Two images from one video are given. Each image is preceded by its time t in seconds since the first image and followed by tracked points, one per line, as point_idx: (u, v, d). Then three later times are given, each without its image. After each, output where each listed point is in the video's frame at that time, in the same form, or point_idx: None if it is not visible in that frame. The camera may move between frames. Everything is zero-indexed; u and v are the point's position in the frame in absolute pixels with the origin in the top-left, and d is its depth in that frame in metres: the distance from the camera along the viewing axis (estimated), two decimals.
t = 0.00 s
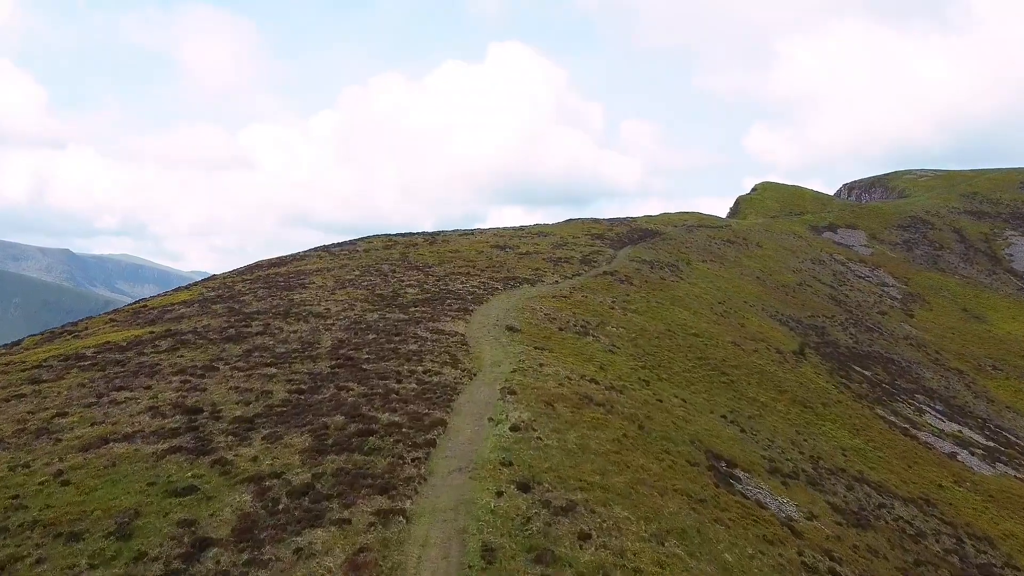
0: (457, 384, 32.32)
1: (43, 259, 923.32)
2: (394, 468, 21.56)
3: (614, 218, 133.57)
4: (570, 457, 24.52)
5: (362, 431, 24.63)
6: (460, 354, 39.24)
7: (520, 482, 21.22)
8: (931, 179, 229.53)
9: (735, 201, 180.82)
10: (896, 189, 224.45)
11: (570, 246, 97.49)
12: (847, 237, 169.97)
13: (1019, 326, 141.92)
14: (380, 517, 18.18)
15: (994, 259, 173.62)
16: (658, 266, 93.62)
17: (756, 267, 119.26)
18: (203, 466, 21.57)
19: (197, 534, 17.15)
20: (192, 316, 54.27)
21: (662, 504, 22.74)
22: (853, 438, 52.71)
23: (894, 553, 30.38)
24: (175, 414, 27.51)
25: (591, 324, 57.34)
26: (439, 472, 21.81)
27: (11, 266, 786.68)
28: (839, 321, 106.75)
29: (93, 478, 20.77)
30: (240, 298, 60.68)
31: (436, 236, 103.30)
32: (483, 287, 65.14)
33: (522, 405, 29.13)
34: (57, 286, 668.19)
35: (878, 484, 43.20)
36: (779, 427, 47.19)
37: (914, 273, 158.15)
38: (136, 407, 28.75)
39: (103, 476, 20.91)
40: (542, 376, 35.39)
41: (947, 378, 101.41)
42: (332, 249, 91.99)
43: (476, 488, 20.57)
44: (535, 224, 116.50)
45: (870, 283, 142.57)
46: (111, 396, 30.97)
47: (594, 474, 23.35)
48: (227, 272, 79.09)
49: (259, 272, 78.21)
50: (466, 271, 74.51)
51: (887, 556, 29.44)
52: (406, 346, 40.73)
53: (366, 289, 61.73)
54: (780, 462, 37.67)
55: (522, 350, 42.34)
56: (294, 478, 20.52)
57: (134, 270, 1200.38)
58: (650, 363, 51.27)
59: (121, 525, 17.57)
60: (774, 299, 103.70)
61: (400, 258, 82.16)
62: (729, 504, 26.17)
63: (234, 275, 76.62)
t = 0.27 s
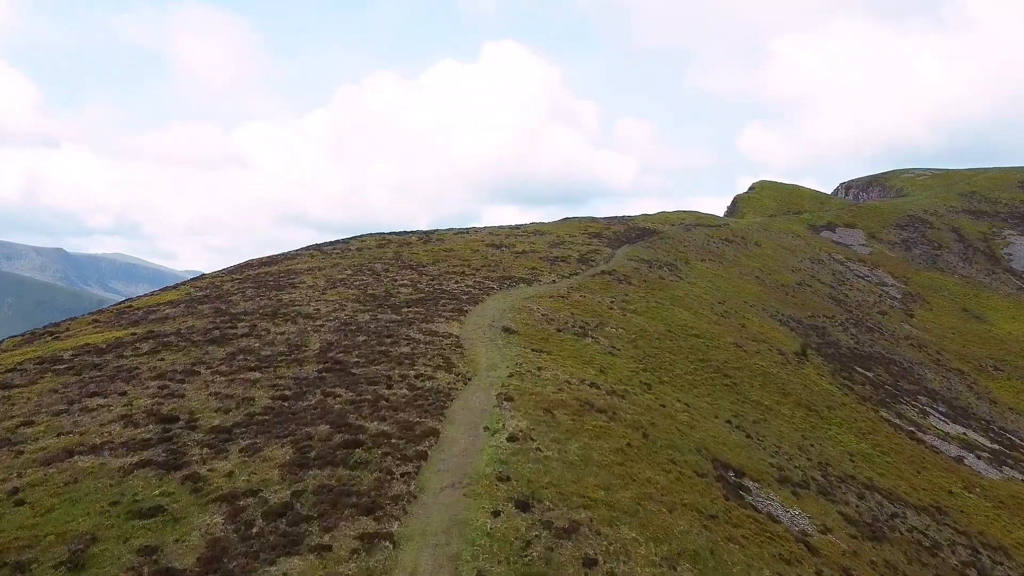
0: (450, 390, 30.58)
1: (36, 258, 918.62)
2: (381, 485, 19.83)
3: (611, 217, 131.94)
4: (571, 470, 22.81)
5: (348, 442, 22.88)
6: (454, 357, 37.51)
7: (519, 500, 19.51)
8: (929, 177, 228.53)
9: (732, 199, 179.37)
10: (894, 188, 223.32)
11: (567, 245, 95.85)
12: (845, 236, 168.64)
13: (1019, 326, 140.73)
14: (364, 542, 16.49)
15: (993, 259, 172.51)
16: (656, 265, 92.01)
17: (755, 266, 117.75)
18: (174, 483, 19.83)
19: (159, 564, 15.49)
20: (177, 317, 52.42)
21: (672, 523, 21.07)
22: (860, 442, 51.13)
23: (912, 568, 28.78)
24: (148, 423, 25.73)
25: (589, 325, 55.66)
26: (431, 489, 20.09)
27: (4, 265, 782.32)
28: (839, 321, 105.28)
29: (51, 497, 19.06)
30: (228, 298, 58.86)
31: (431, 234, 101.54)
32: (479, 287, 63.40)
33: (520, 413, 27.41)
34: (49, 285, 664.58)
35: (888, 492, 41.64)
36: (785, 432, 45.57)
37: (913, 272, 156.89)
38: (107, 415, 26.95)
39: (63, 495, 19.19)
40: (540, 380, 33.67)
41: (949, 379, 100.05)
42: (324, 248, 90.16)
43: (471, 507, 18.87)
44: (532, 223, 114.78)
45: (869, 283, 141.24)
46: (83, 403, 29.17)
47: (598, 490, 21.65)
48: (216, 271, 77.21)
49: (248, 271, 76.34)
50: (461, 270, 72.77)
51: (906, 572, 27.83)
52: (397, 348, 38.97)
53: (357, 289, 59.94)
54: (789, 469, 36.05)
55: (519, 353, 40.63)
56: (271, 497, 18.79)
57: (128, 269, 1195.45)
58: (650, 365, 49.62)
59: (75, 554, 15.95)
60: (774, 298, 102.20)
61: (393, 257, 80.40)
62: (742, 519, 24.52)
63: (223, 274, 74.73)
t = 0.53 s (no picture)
0: (442, 397, 28.81)
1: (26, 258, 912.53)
2: (365, 505, 18.06)
3: (606, 216, 130.29)
4: (571, 486, 21.11)
5: (330, 456, 21.11)
6: (446, 361, 35.74)
7: (515, 523, 17.82)
8: (924, 176, 227.75)
9: (728, 198, 177.98)
10: (889, 187, 222.44)
11: (562, 244, 94.20)
12: (841, 236, 167.49)
13: (1016, 327, 139.74)
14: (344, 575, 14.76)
15: (989, 258, 171.64)
16: (653, 265, 90.42)
17: (752, 266, 116.31)
18: (137, 504, 18.04)
19: None
20: (158, 318, 50.47)
21: (682, 545, 19.40)
22: (865, 447, 49.59)
23: None
24: (115, 434, 23.89)
25: (586, 326, 53.96)
26: (419, 509, 18.35)
27: None
28: (837, 321, 103.89)
29: None
30: (212, 299, 56.94)
31: (423, 233, 99.73)
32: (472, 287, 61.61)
33: (516, 422, 25.68)
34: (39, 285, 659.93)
35: (898, 500, 40.10)
36: (789, 438, 43.98)
37: (910, 272, 155.79)
38: (73, 426, 25.07)
39: (12, 519, 17.38)
40: (536, 386, 31.93)
41: (949, 380, 98.82)
42: (314, 247, 88.21)
43: (463, 531, 17.15)
44: (526, 222, 113.04)
45: (866, 283, 140.04)
46: (49, 411, 27.30)
47: (601, 508, 19.96)
48: (202, 271, 75.20)
49: (235, 270, 74.37)
50: (453, 270, 70.98)
51: None
52: (387, 352, 37.16)
53: (347, 289, 58.11)
54: (797, 478, 34.43)
55: (514, 356, 38.89)
56: (243, 521, 17.03)
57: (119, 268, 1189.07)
58: (649, 368, 47.96)
59: None
60: (772, 298, 100.78)
61: (384, 256, 78.55)
62: (755, 538, 22.87)
63: (209, 273, 72.73)
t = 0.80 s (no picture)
0: (434, 405, 27.05)
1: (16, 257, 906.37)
2: (347, 530, 16.31)
3: (601, 215, 128.62)
4: (573, 505, 19.41)
5: (311, 472, 19.34)
6: (437, 365, 33.97)
7: (514, 550, 16.12)
8: (920, 176, 226.95)
9: (723, 197, 176.52)
10: (885, 186, 221.54)
11: (557, 243, 92.54)
12: (838, 235, 166.29)
13: (1014, 327, 138.75)
14: None
15: (986, 258, 170.75)
16: (650, 265, 88.82)
17: (749, 265, 114.87)
18: (92, 529, 16.25)
19: None
20: (139, 319, 48.56)
21: (696, 571, 17.73)
22: (872, 452, 48.07)
23: None
24: (79, 447, 22.06)
25: (583, 328, 52.27)
26: (407, 532, 16.63)
27: None
28: (836, 322, 102.52)
29: None
30: (197, 299, 55.04)
31: (416, 232, 97.90)
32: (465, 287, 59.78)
33: (513, 433, 23.94)
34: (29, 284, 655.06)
35: (909, 509, 38.52)
36: (795, 445, 42.37)
37: (907, 272, 154.66)
38: (34, 437, 23.22)
39: None
40: (533, 392, 30.19)
41: (949, 381, 97.53)
42: (303, 246, 86.22)
43: (456, 559, 15.43)
44: (521, 220, 111.25)
45: (864, 283, 138.81)
46: (11, 421, 25.45)
47: (607, 530, 18.27)
48: (188, 270, 73.25)
49: (222, 270, 72.45)
50: (446, 269, 69.15)
51: None
52: (375, 355, 35.37)
53: (336, 289, 56.28)
54: (807, 488, 32.81)
55: (510, 360, 37.17)
56: (209, 551, 15.27)
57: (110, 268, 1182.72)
58: (649, 371, 46.30)
59: None
60: (770, 299, 99.33)
61: (376, 256, 76.67)
62: (771, 559, 21.22)
63: (195, 273, 70.77)
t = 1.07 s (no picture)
0: (425, 414, 25.31)
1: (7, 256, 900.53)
2: (325, 562, 14.60)
3: (597, 214, 127.00)
4: (577, 527, 17.75)
5: (288, 492, 17.59)
6: (429, 370, 32.22)
7: None
8: (916, 175, 226.12)
9: (720, 196, 175.09)
10: (881, 186, 220.65)
11: (553, 242, 90.90)
12: (834, 235, 165.11)
13: (1012, 327, 137.76)
14: None
15: (983, 258, 169.83)
16: (647, 264, 87.24)
17: (747, 265, 113.43)
18: (40, 562, 14.48)
19: None
20: (120, 321, 46.68)
21: None
22: (879, 458, 46.54)
23: None
24: (38, 462, 20.25)
25: (581, 329, 50.61)
26: (393, 563, 14.91)
27: None
28: (836, 322, 101.18)
29: None
30: (181, 300, 53.17)
31: (409, 231, 96.14)
32: (458, 287, 58.02)
33: (511, 445, 22.23)
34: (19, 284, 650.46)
35: (922, 519, 36.96)
36: (802, 451, 40.79)
37: (904, 272, 153.54)
38: None
39: None
40: (530, 399, 28.49)
41: (950, 383, 96.25)
42: (293, 245, 84.29)
43: None
44: (516, 219, 109.56)
45: (861, 283, 137.59)
46: None
47: (615, 558, 16.62)
48: (175, 270, 71.35)
49: (210, 269, 70.55)
50: (439, 269, 67.42)
51: None
52: (364, 359, 33.58)
53: (326, 289, 54.49)
54: (819, 499, 31.21)
55: (505, 364, 35.47)
56: None
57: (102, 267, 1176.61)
58: (650, 375, 44.67)
59: None
60: (769, 299, 97.89)
61: (367, 255, 74.83)
62: None
63: (181, 273, 68.85)
